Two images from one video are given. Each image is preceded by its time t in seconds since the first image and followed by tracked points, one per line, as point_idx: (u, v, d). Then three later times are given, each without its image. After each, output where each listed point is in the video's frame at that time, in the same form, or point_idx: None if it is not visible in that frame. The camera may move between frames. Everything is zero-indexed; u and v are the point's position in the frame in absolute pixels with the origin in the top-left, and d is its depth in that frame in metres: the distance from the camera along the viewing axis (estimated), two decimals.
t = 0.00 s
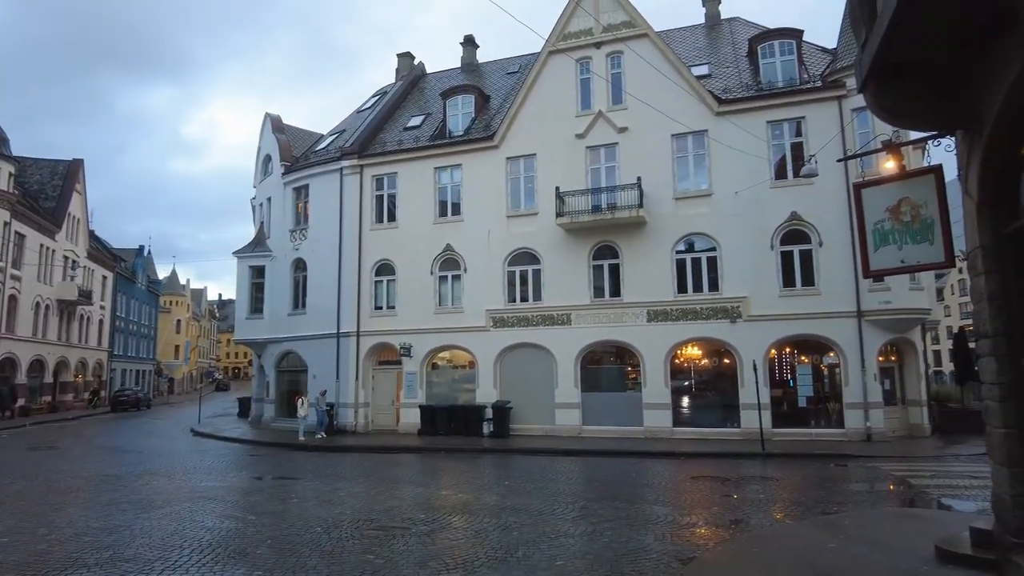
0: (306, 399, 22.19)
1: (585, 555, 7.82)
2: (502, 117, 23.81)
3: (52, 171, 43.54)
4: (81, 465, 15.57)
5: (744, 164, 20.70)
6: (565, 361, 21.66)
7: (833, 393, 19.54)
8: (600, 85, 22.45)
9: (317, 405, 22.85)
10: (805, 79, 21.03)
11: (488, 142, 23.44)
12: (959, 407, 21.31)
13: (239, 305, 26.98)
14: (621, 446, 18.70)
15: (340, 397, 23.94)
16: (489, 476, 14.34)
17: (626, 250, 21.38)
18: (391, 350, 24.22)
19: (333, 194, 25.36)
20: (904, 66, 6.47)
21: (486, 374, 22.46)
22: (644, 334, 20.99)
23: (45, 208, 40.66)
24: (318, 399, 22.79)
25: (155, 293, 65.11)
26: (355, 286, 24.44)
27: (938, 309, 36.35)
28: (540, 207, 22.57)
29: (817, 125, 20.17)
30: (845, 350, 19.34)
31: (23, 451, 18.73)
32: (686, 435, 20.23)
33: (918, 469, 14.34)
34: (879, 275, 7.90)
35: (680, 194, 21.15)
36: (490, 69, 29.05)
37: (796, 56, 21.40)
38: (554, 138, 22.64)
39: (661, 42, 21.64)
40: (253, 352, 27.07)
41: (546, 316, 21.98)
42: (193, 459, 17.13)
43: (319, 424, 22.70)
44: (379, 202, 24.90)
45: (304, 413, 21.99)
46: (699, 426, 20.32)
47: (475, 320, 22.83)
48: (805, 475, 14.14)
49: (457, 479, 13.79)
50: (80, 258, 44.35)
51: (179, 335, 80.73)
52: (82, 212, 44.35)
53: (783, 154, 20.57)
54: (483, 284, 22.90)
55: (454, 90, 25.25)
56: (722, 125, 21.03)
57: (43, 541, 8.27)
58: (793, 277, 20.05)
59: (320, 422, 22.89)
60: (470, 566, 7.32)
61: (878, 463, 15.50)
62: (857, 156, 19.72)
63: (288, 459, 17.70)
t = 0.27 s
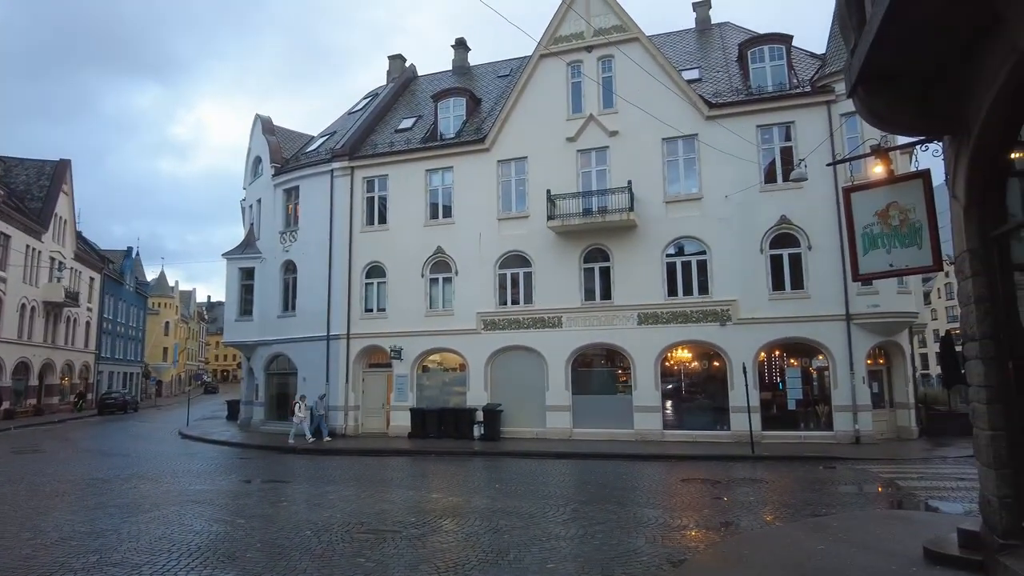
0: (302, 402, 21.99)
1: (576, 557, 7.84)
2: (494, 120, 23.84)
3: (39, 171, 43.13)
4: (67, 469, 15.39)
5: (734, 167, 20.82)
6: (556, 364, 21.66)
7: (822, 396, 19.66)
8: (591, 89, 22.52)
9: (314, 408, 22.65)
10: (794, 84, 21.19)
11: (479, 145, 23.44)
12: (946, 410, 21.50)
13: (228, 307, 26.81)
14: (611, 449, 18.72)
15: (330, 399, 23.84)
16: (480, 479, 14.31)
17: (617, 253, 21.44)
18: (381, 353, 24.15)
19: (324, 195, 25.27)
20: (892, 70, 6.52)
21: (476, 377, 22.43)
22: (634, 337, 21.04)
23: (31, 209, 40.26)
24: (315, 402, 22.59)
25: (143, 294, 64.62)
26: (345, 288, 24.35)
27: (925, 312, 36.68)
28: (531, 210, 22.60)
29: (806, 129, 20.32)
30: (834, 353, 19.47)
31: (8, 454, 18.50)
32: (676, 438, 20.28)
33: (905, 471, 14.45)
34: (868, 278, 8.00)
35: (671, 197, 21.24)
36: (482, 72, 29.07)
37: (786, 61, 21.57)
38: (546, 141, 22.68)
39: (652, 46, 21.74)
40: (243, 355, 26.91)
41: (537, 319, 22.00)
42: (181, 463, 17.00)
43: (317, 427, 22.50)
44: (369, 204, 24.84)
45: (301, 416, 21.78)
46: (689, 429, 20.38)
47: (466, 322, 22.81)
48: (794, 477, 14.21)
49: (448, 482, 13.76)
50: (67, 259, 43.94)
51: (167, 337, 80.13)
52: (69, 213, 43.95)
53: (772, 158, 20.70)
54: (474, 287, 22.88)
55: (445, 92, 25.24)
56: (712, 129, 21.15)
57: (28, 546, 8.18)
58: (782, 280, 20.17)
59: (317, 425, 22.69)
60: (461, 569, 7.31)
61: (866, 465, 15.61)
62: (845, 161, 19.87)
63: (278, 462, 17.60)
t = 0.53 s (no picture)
0: (307, 403, 21.79)
1: (573, 558, 7.83)
2: (490, 121, 23.84)
3: (32, 171, 42.91)
4: (60, 470, 15.30)
5: (730, 169, 20.87)
6: (552, 365, 21.67)
7: (817, 397, 19.72)
8: (587, 91, 22.56)
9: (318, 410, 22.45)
10: (790, 86, 21.27)
11: (475, 146, 23.45)
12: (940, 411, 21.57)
13: (223, 308, 26.72)
14: (607, 450, 18.73)
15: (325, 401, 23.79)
16: (476, 480, 14.30)
17: (613, 255, 21.46)
18: (377, 354, 24.10)
19: (320, 196, 25.22)
20: (889, 72, 6.55)
21: (473, 378, 22.40)
22: (630, 338, 21.06)
23: (24, 209, 40.04)
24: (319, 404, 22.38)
25: (138, 295, 64.37)
26: (342, 289, 24.31)
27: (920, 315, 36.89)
28: (527, 211, 22.60)
29: (801, 132, 20.40)
30: (829, 355, 19.54)
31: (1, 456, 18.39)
32: (672, 439, 20.31)
33: (900, 472, 14.49)
34: (865, 279, 8.04)
35: (666, 199, 21.28)
36: (477, 73, 29.08)
37: (781, 64, 21.64)
38: (542, 142, 22.69)
39: (648, 48, 21.78)
40: (238, 356, 26.83)
41: (533, 320, 22.00)
42: (176, 464, 16.93)
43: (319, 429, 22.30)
44: (365, 205, 24.81)
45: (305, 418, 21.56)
46: (684, 430, 20.40)
47: (462, 324, 22.80)
48: (790, 478, 14.23)
49: (444, 484, 13.72)
50: (60, 259, 43.72)
51: (161, 338, 79.79)
52: (63, 213, 43.77)
53: (768, 160, 20.77)
54: (470, 288, 22.87)
55: (442, 93, 25.23)
56: (708, 131, 21.20)
57: (22, 548, 8.12)
58: (778, 282, 20.22)
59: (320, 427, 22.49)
60: (458, 571, 7.29)
61: (861, 466, 15.66)
62: (841, 163, 19.95)
63: (273, 464, 17.53)
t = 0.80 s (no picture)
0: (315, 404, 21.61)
1: (574, 560, 7.84)
2: (490, 122, 23.85)
3: (31, 171, 42.85)
4: (59, 470, 15.28)
5: (729, 171, 20.89)
6: (551, 366, 21.67)
7: (816, 399, 19.74)
8: (587, 92, 22.57)
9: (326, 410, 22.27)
10: (789, 88, 21.29)
11: (475, 148, 23.45)
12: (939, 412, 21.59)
13: (223, 309, 26.70)
14: (607, 451, 18.73)
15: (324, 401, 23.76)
16: (476, 481, 14.29)
17: (613, 256, 21.47)
18: (376, 355, 24.07)
19: (319, 197, 25.21)
20: (890, 74, 6.56)
21: (472, 379, 22.40)
22: (629, 339, 21.07)
23: (23, 209, 39.98)
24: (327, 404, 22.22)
25: (136, 296, 64.31)
26: (341, 289, 24.30)
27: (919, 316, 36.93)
28: (527, 212, 22.60)
29: (801, 133, 20.42)
30: (828, 356, 19.56)
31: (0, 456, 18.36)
32: (671, 440, 20.31)
33: (900, 473, 14.50)
34: (866, 281, 8.04)
35: (666, 200, 21.30)
36: (477, 74, 29.10)
37: (780, 65, 21.66)
38: (542, 143, 22.70)
39: (648, 50, 21.81)
40: (237, 356, 26.81)
41: (532, 321, 22.00)
42: (175, 464, 16.91)
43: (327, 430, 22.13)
44: (365, 206, 24.81)
45: (313, 419, 21.37)
46: (684, 431, 20.41)
47: (461, 324, 22.80)
48: (789, 480, 14.23)
49: (444, 485, 13.71)
50: (59, 260, 43.66)
51: (159, 338, 79.68)
52: (61, 214, 43.71)
53: (767, 161, 20.80)
54: (470, 289, 22.87)
55: (441, 94, 25.24)
56: (708, 132, 21.23)
57: (22, 548, 8.11)
58: (777, 283, 20.24)
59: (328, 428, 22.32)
60: (460, 572, 7.29)
61: (861, 467, 15.67)
62: (840, 165, 19.98)
63: (272, 464, 17.51)
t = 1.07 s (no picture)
0: (327, 404, 21.49)
1: (579, 560, 7.85)
2: (491, 124, 23.87)
3: (32, 172, 42.90)
4: (61, 472, 15.27)
5: (731, 172, 20.91)
6: (553, 368, 21.67)
7: (818, 400, 19.73)
8: (588, 94, 22.59)
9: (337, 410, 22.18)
10: (791, 90, 21.31)
11: (476, 149, 23.47)
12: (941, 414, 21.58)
13: (224, 310, 26.71)
14: (609, 453, 18.72)
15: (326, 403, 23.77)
16: (479, 483, 14.28)
17: (614, 258, 21.48)
18: (378, 356, 24.07)
19: (321, 199, 25.23)
20: (894, 77, 6.57)
21: (474, 380, 22.40)
22: (631, 341, 21.07)
23: (24, 211, 40.04)
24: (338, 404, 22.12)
25: (137, 297, 64.36)
26: (343, 291, 24.31)
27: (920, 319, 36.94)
28: (528, 214, 22.62)
29: (802, 135, 20.43)
30: (830, 358, 19.55)
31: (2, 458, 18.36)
32: (673, 442, 20.30)
33: (902, 475, 14.50)
34: (869, 283, 8.03)
35: (668, 202, 21.31)
36: (478, 76, 29.13)
37: (782, 67, 21.68)
38: (544, 145, 22.72)
39: (649, 51, 21.83)
40: (238, 358, 26.83)
41: (534, 322, 22.00)
42: (177, 466, 16.91)
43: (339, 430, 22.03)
44: (366, 208, 24.82)
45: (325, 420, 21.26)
46: (686, 433, 20.40)
47: (463, 326, 22.81)
48: (792, 481, 14.23)
49: (446, 486, 13.70)
50: (60, 261, 43.71)
51: (160, 340, 79.72)
52: (63, 215, 43.77)
53: (769, 163, 20.81)
54: (471, 291, 22.87)
55: (443, 96, 25.27)
56: (709, 134, 21.24)
57: (26, 550, 8.12)
58: (779, 285, 20.24)
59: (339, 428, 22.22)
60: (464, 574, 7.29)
61: (863, 469, 15.66)
62: (842, 167, 19.98)
63: (274, 466, 17.53)
